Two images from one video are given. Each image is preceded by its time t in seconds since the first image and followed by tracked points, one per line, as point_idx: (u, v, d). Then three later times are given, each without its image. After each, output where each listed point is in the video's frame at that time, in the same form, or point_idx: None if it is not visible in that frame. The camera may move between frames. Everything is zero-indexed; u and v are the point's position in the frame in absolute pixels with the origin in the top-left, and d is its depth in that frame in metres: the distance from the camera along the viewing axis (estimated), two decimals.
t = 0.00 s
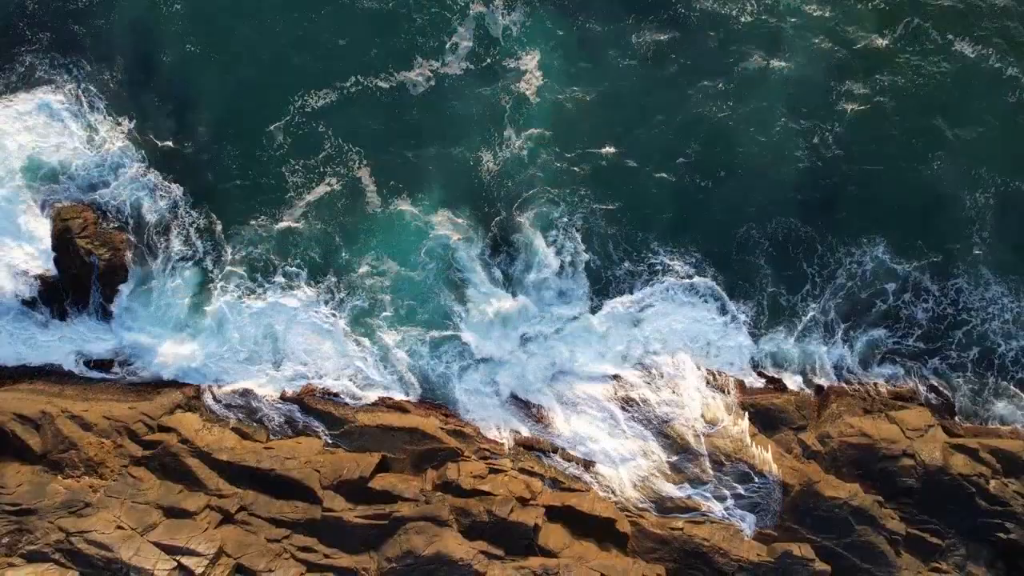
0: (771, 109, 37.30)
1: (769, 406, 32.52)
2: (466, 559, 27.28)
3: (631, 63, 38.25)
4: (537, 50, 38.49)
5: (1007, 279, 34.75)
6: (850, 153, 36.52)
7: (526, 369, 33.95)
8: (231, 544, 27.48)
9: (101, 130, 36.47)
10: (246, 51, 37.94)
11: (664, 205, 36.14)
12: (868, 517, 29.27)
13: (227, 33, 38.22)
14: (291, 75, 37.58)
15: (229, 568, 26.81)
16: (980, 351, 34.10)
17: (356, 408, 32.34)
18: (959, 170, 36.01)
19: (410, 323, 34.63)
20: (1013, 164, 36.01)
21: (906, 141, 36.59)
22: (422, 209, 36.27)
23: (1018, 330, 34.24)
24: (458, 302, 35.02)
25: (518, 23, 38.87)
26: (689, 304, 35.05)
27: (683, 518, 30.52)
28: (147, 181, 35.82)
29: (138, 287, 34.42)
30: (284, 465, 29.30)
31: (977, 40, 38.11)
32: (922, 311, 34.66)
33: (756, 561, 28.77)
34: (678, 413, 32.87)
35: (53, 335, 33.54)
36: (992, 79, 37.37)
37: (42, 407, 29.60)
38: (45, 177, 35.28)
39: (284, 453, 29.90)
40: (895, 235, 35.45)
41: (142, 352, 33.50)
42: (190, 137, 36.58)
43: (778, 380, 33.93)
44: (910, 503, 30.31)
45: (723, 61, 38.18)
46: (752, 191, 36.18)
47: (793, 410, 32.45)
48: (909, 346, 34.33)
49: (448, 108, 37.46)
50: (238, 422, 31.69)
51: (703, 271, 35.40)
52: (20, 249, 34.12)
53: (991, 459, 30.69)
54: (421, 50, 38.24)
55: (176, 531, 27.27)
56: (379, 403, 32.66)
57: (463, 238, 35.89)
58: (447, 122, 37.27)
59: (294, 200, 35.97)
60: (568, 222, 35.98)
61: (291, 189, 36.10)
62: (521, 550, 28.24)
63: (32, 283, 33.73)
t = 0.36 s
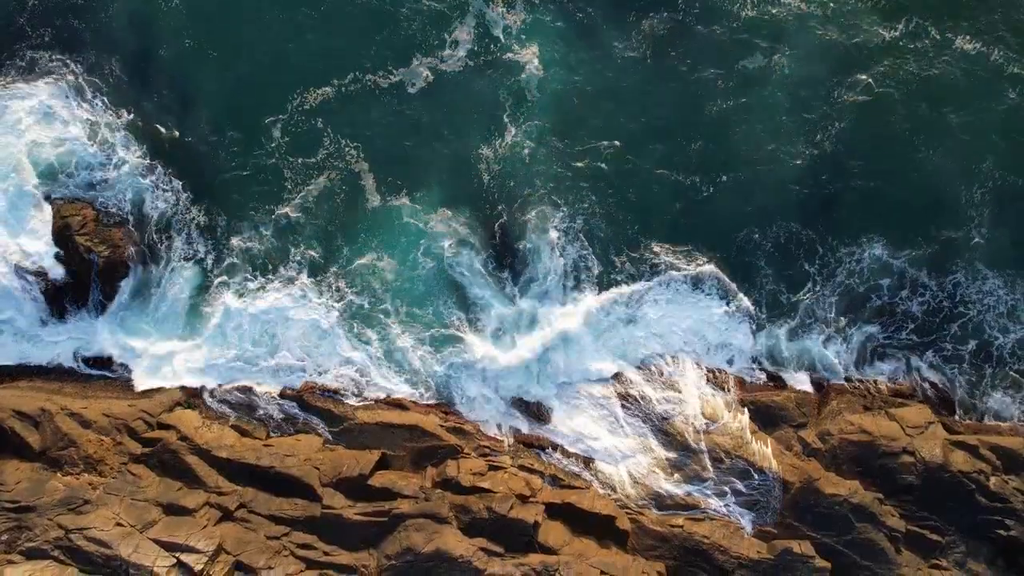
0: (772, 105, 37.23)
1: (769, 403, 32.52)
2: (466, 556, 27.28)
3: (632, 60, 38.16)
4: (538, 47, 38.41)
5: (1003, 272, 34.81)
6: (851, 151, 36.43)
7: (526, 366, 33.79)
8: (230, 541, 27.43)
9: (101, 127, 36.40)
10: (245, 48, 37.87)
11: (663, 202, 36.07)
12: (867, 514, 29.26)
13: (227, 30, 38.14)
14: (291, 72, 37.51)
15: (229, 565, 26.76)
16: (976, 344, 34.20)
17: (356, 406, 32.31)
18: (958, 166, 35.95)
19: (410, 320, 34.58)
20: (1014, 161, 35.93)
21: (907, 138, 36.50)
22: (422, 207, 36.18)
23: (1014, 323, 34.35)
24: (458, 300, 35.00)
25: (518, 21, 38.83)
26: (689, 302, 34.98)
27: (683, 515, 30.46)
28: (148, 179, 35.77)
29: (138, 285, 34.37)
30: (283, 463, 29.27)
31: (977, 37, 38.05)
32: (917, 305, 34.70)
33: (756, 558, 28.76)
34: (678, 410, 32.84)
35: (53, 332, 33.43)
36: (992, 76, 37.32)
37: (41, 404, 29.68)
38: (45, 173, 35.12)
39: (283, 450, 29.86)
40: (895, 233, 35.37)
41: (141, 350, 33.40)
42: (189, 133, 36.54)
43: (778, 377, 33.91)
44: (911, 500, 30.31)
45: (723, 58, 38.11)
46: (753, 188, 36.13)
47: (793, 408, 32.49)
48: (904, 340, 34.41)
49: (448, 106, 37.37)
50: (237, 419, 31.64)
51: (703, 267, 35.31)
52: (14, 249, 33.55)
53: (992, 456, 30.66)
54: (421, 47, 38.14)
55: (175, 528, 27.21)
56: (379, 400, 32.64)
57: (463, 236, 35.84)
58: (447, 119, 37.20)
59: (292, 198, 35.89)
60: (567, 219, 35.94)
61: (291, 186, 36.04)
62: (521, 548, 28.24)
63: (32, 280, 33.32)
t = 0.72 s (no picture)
0: (772, 103, 37.18)
1: (769, 401, 32.50)
2: (466, 554, 27.28)
3: (631, 59, 38.12)
4: (537, 45, 38.33)
5: (1000, 269, 34.84)
6: (851, 149, 36.38)
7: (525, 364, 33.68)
8: (230, 538, 27.42)
9: (104, 125, 36.33)
10: (244, 46, 37.80)
11: (662, 200, 36.07)
12: (867, 512, 29.25)
13: (226, 28, 38.07)
14: (290, 69, 37.45)
15: (228, 563, 26.73)
16: (973, 341, 34.24)
17: (355, 404, 32.24)
18: (957, 166, 35.91)
19: (409, 318, 34.56)
20: (1013, 160, 35.88)
21: (906, 137, 36.43)
22: (421, 206, 36.18)
23: (1011, 320, 34.37)
24: (458, 299, 35.00)
25: (517, 18, 38.76)
26: (688, 300, 34.91)
27: (683, 513, 30.45)
28: (150, 178, 35.75)
29: (138, 284, 34.40)
30: (283, 460, 29.27)
31: (977, 35, 37.95)
32: (915, 303, 34.72)
33: (756, 556, 28.79)
34: (677, 408, 32.82)
35: (51, 330, 33.32)
36: (991, 75, 37.25)
37: (41, 402, 29.73)
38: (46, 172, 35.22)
39: (283, 448, 29.85)
40: (895, 232, 35.33)
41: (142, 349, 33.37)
42: (189, 131, 36.54)
43: (778, 376, 33.88)
44: (911, 497, 30.32)
45: (723, 56, 38.04)
46: (753, 186, 36.11)
47: (793, 406, 32.45)
48: (903, 338, 34.43)
49: (447, 104, 37.32)
50: (236, 418, 31.67)
51: (703, 265, 35.28)
52: (14, 246, 33.78)
53: (992, 454, 30.67)
54: (421, 45, 38.06)
55: (175, 525, 27.19)
56: (378, 399, 32.57)
57: (463, 235, 35.86)
58: (446, 118, 37.16)
59: (292, 196, 35.89)
60: (567, 217, 35.93)
61: (290, 184, 36.02)
62: (521, 545, 28.25)
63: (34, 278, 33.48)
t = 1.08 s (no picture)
0: (772, 103, 37.16)
1: (769, 401, 32.50)
2: (466, 553, 27.29)
3: (631, 59, 38.10)
4: (536, 45, 38.27)
5: (999, 269, 34.84)
6: (852, 148, 36.35)
7: (524, 364, 33.65)
8: (229, 538, 27.42)
9: (104, 124, 36.29)
10: (245, 44, 37.75)
11: (662, 201, 36.08)
12: (867, 511, 29.23)
13: (226, 26, 38.01)
14: (289, 68, 37.43)
15: (229, 562, 26.73)
16: (972, 340, 34.31)
17: (354, 404, 32.21)
18: (956, 166, 35.89)
19: (408, 317, 34.53)
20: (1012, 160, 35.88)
21: (907, 136, 36.39)
22: (421, 206, 36.19)
23: (1009, 320, 34.44)
24: (458, 299, 35.01)
25: (516, 18, 38.66)
26: (688, 299, 34.85)
27: (683, 513, 30.41)
28: (151, 178, 35.75)
29: (137, 283, 34.34)
30: (282, 460, 29.26)
31: (976, 35, 37.86)
32: (914, 303, 34.74)
33: (756, 556, 28.80)
34: (676, 407, 32.82)
35: (51, 330, 33.39)
36: (989, 75, 37.18)
37: (40, 402, 29.69)
38: (46, 171, 35.22)
39: (283, 447, 29.84)
40: (894, 233, 35.37)
41: (143, 348, 33.28)
42: (190, 131, 36.54)
43: (778, 376, 33.92)
44: (910, 497, 30.30)
45: (722, 55, 37.96)
46: (752, 186, 36.14)
47: (793, 405, 32.43)
48: (902, 338, 34.46)
49: (447, 102, 37.32)
50: (236, 417, 31.66)
51: (703, 265, 35.30)
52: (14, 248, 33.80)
53: (991, 454, 30.65)
54: (420, 43, 37.97)
55: (175, 525, 27.18)
56: (377, 398, 32.54)
57: (463, 235, 35.88)
58: (447, 117, 37.15)
59: (291, 196, 35.89)
60: (566, 217, 35.94)
61: (289, 184, 36.02)
62: (520, 545, 28.23)
63: (33, 277, 33.47)
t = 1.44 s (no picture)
0: (772, 102, 37.08)
1: (769, 401, 32.52)
2: (465, 553, 27.28)
3: (630, 58, 38.01)
4: (536, 45, 38.18)
5: (998, 270, 34.87)
6: (851, 148, 36.32)
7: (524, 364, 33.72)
8: (228, 538, 27.42)
9: (104, 123, 36.22)
10: (244, 42, 37.66)
11: (661, 202, 36.13)
12: (867, 511, 29.21)
13: (225, 25, 37.90)
14: (289, 68, 37.39)
15: (228, 562, 26.74)
16: (971, 340, 34.37)
17: (354, 404, 32.19)
18: (955, 167, 35.86)
19: (408, 317, 34.52)
20: (1011, 160, 35.85)
21: (906, 135, 36.34)
22: (420, 205, 36.20)
23: (1007, 320, 34.49)
24: (458, 299, 35.00)
25: (515, 17, 38.47)
26: (688, 299, 34.90)
27: (683, 513, 30.39)
28: (151, 178, 35.73)
29: (137, 283, 34.31)
30: (282, 460, 29.24)
31: (975, 34, 37.72)
32: (914, 303, 34.81)
33: (755, 556, 28.80)
34: (676, 407, 32.79)
35: (51, 329, 33.34)
36: (989, 75, 37.03)
37: (39, 401, 29.60)
38: (46, 171, 35.23)
39: (283, 447, 29.83)
40: (892, 233, 35.43)
41: (142, 347, 33.20)
42: (190, 130, 36.50)
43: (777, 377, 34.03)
44: (910, 497, 30.27)
45: (722, 54, 37.85)
46: (751, 186, 36.21)
47: (793, 405, 32.43)
48: (902, 338, 34.54)
49: (447, 101, 37.27)
50: (236, 417, 31.64)
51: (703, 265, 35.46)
52: (13, 247, 33.74)
53: (992, 454, 30.63)
54: (420, 41, 37.87)
55: (174, 525, 27.17)
56: (376, 398, 32.53)
57: (462, 235, 35.86)
58: (446, 116, 37.13)
59: (291, 195, 35.92)
60: (567, 217, 35.95)
61: (290, 183, 36.07)
62: (520, 545, 28.21)
63: (33, 277, 33.43)
